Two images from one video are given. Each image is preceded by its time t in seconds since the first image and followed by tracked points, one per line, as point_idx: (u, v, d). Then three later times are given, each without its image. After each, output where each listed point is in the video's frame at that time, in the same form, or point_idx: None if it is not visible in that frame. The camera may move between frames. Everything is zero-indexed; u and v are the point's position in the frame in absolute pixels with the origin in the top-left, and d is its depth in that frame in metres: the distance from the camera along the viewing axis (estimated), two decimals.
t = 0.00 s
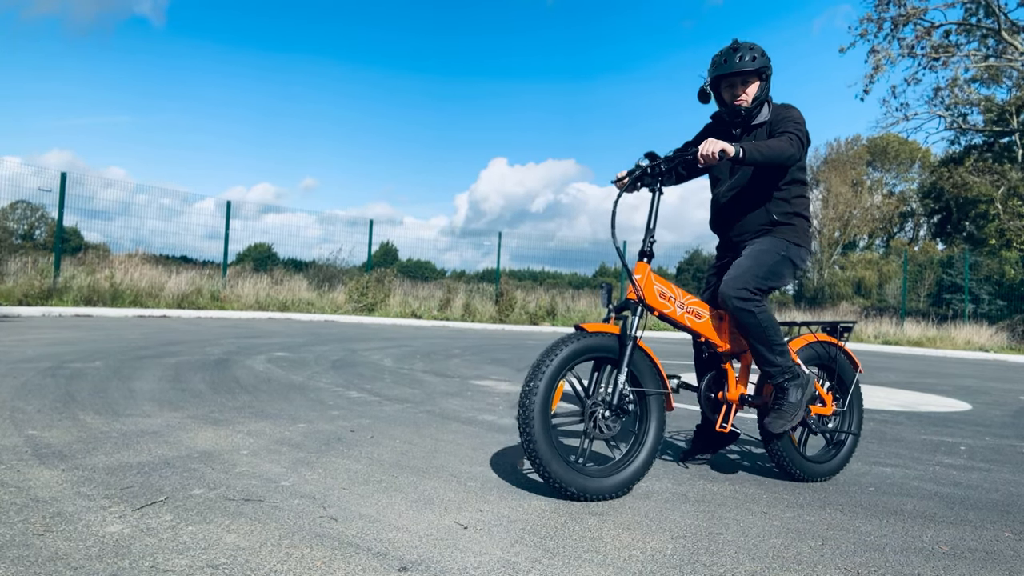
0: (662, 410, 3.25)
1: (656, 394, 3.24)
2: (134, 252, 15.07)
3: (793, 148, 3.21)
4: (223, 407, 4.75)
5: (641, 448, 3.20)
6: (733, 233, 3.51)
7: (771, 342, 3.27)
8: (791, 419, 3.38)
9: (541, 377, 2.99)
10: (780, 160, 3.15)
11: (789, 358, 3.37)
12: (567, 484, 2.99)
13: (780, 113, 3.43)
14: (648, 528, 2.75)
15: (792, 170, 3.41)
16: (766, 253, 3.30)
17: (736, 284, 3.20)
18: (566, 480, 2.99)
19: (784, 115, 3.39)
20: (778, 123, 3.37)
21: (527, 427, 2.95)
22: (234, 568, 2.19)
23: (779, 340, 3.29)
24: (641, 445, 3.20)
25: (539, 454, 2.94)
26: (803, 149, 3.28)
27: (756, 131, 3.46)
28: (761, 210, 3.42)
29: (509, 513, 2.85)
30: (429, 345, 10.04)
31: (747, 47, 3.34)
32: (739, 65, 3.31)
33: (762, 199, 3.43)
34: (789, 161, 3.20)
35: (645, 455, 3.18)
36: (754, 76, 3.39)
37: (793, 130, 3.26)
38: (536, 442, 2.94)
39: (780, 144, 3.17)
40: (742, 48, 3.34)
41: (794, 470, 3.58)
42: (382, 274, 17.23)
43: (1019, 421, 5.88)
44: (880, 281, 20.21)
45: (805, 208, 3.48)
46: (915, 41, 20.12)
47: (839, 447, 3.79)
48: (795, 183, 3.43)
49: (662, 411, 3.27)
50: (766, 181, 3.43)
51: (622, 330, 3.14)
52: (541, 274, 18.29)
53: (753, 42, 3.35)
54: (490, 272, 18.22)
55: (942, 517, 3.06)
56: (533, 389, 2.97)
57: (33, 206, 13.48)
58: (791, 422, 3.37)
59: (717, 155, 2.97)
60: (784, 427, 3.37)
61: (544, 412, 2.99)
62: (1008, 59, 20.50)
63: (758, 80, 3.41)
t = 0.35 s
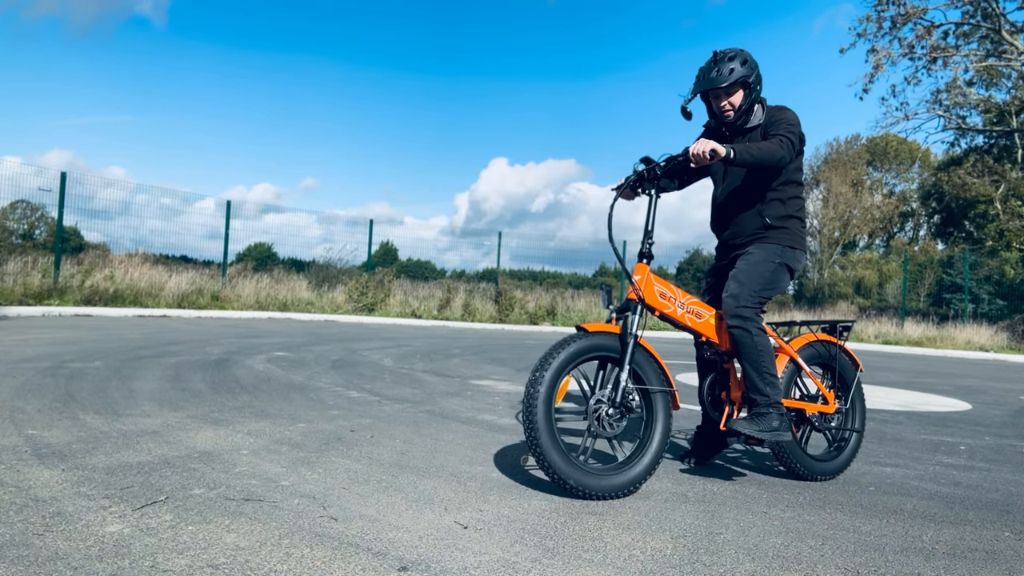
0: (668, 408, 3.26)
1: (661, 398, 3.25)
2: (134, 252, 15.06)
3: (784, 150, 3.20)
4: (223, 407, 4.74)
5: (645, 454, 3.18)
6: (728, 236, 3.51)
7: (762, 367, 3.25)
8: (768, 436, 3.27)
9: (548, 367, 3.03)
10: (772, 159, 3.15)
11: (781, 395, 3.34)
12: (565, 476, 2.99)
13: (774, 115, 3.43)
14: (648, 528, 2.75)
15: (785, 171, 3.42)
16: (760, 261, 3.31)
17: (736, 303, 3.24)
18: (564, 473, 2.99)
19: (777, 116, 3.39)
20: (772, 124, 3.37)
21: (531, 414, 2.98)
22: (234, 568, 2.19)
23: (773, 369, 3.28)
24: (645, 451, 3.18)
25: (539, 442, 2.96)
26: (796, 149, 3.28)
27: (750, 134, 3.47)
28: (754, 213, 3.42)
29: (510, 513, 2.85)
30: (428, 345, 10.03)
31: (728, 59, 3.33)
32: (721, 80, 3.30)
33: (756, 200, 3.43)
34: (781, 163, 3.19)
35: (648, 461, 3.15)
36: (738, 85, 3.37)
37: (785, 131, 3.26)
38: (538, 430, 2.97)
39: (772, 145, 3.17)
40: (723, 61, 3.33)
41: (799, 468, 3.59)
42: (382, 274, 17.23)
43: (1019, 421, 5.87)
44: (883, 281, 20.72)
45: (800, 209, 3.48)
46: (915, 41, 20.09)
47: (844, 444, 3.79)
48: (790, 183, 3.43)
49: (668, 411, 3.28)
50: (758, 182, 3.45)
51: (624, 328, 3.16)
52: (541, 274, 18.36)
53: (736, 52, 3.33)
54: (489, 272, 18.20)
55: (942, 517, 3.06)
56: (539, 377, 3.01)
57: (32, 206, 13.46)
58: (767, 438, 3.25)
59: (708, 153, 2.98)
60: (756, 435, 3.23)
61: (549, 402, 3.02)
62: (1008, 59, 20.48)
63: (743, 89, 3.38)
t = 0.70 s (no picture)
0: (675, 407, 3.26)
1: (668, 404, 3.25)
2: (134, 252, 15.05)
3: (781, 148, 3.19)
4: (223, 407, 4.74)
5: (649, 459, 3.17)
6: (731, 237, 3.49)
7: (769, 368, 3.25)
8: (775, 435, 3.26)
9: (557, 361, 3.07)
10: (769, 158, 3.15)
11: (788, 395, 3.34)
12: (566, 471, 3.00)
13: (783, 113, 3.42)
14: (648, 527, 2.74)
15: (788, 170, 3.41)
16: (765, 263, 3.31)
17: (743, 305, 3.24)
18: (566, 468, 3.01)
19: (783, 114, 3.39)
20: (777, 121, 3.37)
21: (537, 404, 3.03)
22: (234, 568, 2.19)
23: (779, 369, 3.28)
24: (649, 455, 3.17)
25: (543, 435, 2.99)
26: (798, 148, 3.26)
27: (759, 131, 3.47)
28: (759, 212, 3.41)
29: (509, 513, 2.85)
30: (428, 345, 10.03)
31: (750, 50, 3.42)
32: (742, 65, 3.37)
33: (760, 200, 3.42)
34: (779, 161, 3.19)
35: (651, 466, 3.14)
36: (757, 76, 3.43)
37: (788, 130, 3.25)
38: (542, 423, 3.00)
39: (770, 142, 3.17)
40: (746, 50, 3.41)
41: (803, 467, 3.60)
42: (382, 274, 17.22)
43: (1019, 421, 5.87)
44: (881, 282, 20.57)
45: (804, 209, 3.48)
46: (915, 41, 20.09)
47: (848, 443, 3.79)
48: (794, 184, 3.43)
49: (674, 410, 3.28)
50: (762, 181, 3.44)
51: (628, 329, 3.17)
52: (541, 274, 18.39)
53: (757, 45, 3.42)
54: (489, 272, 18.20)
55: (942, 517, 3.06)
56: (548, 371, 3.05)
57: (33, 206, 13.46)
58: (773, 436, 3.25)
59: (705, 154, 2.99)
60: (763, 432, 3.23)
61: (554, 396, 3.05)
62: (1008, 59, 20.49)
63: (762, 81, 3.44)
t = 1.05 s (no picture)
0: (688, 408, 3.27)
1: (680, 414, 3.26)
2: (134, 252, 15.05)
3: (796, 149, 3.18)
4: (223, 407, 4.74)
5: (655, 466, 3.16)
6: (748, 240, 3.50)
7: (781, 371, 3.26)
8: (784, 438, 3.28)
9: (577, 353, 3.09)
10: (784, 159, 3.15)
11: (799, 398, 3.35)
12: (570, 462, 3.01)
13: (799, 115, 3.43)
14: (648, 528, 2.74)
15: (804, 173, 3.42)
16: (781, 267, 3.31)
17: (758, 309, 3.24)
18: (571, 461, 3.01)
19: (800, 116, 3.39)
20: (791, 124, 3.37)
21: (550, 391, 3.04)
22: (234, 568, 2.19)
23: (790, 373, 3.29)
24: (656, 462, 3.15)
25: (552, 425, 3.01)
26: (813, 150, 3.26)
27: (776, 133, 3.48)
28: (776, 216, 3.41)
29: (509, 513, 2.85)
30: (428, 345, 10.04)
31: (774, 51, 3.43)
32: (765, 63, 3.39)
33: (777, 204, 3.43)
34: (793, 161, 3.19)
35: (656, 473, 3.12)
36: (780, 77, 3.46)
37: (804, 132, 3.25)
38: (553, 414, 3.01)
39: (786, 143, 3.17)
40: (770, 51, 3.42)
41: (811, 468, 3.60)
42: (381, 274, 17.21)
43: (1019, 421, 5.88)
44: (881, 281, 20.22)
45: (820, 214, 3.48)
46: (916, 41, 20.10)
47: (856, 444, 3.80)
48: (811, 188, 3.44)
49: (687, 411, 3.28)
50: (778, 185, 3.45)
51: (641, 331, 3.18)
52: (541, 274, 18.42)
53: (781, 47, 3.44)
54: (489, 272, 18.22)
55: (942, 517, 3.06)
56: (564, 364, 3.07)
57: (33, 206, 13.46)
58: (783, 438, 3.26)
59: (721, 155, 2.98)
60: (773, 435, 3.24)
61: (569, 390, 3.06)
62: (1008, 59, 20.48)
63: (783, 82, 3.47)
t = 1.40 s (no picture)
0: (706, 408, 3.28)
1: (697, 434, 3.26)
2: (134, 252, 15.05)
3: (806, 149, 3.21)
4: (223, 407, 4.75)
5: (662, 473, 3.14)
6: (754, 240, 3.50)
7: (794, 368, 3.26)
8: (797, 434, 3.28)
9: (611, 343, 3.16)
10: (795, 160, 3.16)
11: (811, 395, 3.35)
12: (582, 445, 3.03)
13: (801, 117, 3.45)
14: (648, 528, 2.75)
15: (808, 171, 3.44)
16: (791, 266, 3.33)
17: (770, 306, 3.27)
18: (584, 444, 3.03)
19: (802, 117, 3.41)
20: (796, 125, 3.39)
21: (577, 372, 3.10)
22: (234, 568, 2.19)
23: (803, 371, 3.29)
24: (662, 471, 3.13)
25: (573, 404, 3.05)
26: (819, 151, 3.29)
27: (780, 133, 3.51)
28: (782, 215, 3.42)
29: (509, 513, 2.85)
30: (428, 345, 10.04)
31: (778, 52, 3.42)
32: (769, 65, 3.39)
33: (783, 204, 3.43)
34: (804, 163, 3.21)
35: (660, 482, 3.11)
36: (782, 78, 3.48)
37: (811, 132, 3.27)
38: (577, 393, 3.06)
39: (795, 143, 3.19)
40: (774, 52, 3.42)
41: (822, 466, 3.63)
42: (381, 274, 17.20)
43: (1018, 421, 5.89)
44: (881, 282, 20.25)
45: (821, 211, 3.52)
46: (916, 41, 20.11)
47: (867, 442, 3.81)
48: (813, 187, 3.46)
49: (705, 411, 3.29)
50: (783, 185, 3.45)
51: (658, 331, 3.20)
52: (541, 274, 18.44)
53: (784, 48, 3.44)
54: (489, 272, 18.24)
55: (942, 518, 3.06)
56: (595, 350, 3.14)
57: (33, 206, 13.47)
58: (797, 434, 3.26)
59: (736, 158, 3.00)
60: (786, 430, 3.25)
61: (595, 377, 3.12)
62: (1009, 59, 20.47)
63: (786, 83, 3.49)
